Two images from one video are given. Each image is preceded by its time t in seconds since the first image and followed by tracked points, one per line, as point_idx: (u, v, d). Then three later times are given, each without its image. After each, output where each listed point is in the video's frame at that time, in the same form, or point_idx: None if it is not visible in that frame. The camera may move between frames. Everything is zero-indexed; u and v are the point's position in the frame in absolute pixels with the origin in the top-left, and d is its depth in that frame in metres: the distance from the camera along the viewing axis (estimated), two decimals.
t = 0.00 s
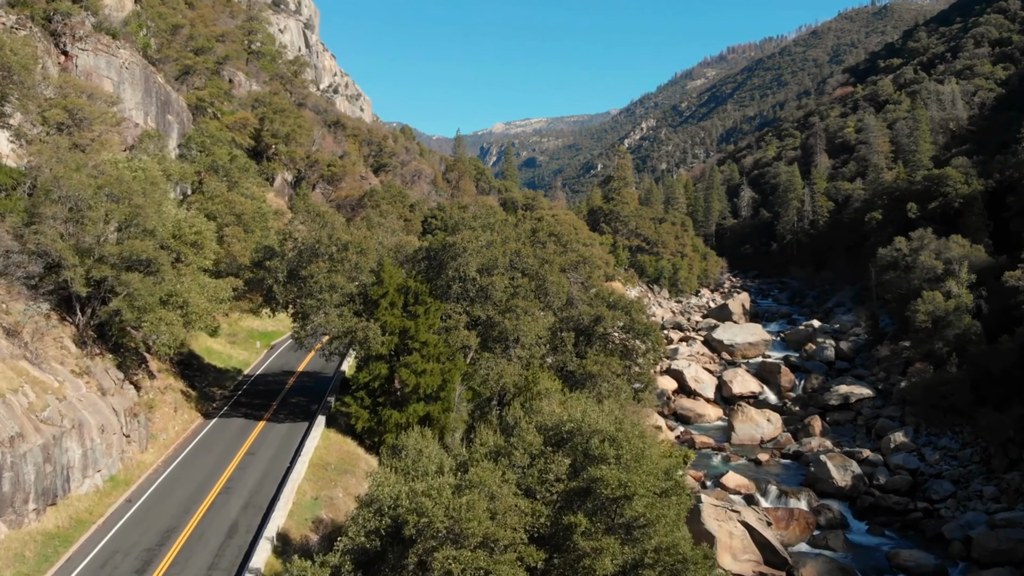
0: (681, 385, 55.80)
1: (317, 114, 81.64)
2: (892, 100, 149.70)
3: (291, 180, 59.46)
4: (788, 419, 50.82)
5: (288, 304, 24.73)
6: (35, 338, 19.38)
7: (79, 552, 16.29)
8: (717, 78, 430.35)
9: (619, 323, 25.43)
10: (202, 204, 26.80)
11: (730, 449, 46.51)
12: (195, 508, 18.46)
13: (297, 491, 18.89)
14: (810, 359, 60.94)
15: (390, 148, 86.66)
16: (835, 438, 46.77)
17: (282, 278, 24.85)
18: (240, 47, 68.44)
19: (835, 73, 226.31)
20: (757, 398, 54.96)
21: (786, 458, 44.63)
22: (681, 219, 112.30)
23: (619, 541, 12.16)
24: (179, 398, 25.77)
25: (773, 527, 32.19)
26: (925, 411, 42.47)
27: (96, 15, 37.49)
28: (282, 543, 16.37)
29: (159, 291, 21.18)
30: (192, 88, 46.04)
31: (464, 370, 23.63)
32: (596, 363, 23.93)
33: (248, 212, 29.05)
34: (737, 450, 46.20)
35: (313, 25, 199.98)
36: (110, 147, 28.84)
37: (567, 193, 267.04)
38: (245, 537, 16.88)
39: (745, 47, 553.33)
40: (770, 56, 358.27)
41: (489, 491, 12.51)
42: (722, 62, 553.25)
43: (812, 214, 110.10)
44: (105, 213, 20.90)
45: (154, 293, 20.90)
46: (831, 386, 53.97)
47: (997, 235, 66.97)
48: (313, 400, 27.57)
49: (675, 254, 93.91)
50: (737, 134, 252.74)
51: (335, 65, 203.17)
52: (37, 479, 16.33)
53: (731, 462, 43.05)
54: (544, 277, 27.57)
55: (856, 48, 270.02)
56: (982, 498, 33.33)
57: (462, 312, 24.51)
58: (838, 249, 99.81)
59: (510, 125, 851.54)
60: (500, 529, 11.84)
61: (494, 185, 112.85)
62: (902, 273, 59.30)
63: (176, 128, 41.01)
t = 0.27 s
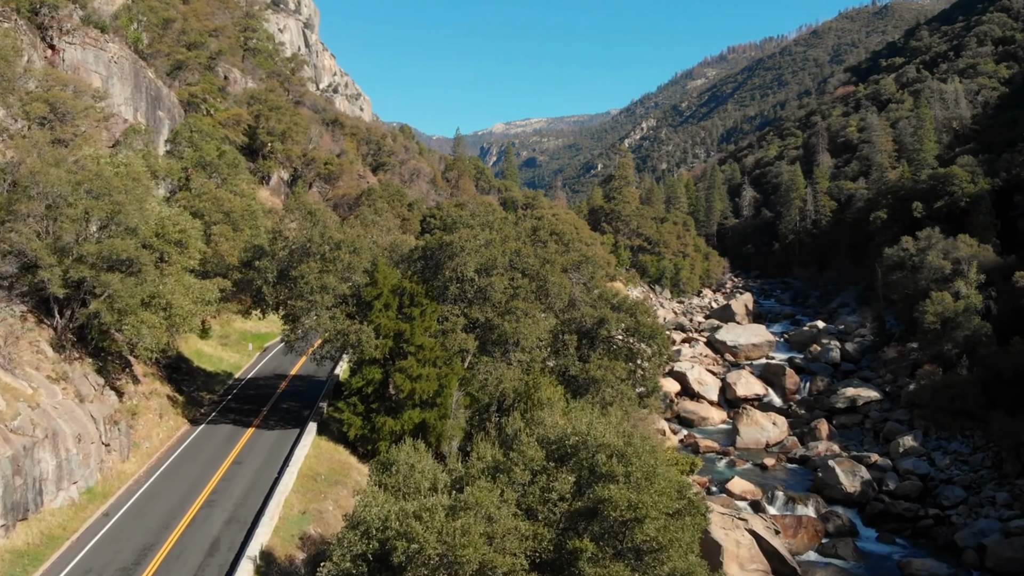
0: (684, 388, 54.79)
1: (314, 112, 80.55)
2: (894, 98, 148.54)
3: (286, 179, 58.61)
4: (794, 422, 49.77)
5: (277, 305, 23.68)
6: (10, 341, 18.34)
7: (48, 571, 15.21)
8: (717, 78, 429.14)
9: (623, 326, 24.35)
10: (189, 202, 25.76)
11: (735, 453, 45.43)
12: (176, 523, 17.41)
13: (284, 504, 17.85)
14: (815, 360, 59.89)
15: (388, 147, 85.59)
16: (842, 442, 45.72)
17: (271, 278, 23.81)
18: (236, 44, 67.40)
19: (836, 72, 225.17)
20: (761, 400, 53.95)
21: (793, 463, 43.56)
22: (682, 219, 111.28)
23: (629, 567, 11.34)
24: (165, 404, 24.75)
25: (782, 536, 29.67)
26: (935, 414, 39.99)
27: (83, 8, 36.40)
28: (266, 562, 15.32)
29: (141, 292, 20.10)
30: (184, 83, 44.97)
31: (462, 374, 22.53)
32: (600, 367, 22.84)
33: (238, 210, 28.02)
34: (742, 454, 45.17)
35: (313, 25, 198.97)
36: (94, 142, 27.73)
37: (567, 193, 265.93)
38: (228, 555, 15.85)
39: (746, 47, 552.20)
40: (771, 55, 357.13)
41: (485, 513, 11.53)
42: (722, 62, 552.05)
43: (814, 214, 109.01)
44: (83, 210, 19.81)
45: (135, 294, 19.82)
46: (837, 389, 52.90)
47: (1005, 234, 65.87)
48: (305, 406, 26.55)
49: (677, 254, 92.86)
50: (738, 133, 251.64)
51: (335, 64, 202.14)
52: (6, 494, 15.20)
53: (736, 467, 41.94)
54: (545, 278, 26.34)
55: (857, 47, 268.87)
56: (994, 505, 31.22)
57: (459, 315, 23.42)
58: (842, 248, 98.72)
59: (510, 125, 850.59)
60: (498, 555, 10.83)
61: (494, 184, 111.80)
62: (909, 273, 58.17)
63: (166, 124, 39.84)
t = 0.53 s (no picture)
0: (686, 389, 53.91)
1: (312, 110, 79.49)
2: (896, 97, 147.54)
3: (283, 177, 58.01)
4: (798, 425, 48.87)
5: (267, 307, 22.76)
6: None
7: None
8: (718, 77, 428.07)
9: (627, 328, 23.36)
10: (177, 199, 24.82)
11: (739, 456, 44.55)
12: (157, 537, 16.52)
13: (270, 517, 16.97)
14: (819, 361, 58.97)
15: (387, 146, 84.62)
16: (848, 445, 44.81)
17: (262, 279, 22.90)
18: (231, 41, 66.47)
19: (837, 70, 224.01)
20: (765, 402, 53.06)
21: (798, 466, 42.67)
22: (684, 218, 110.38)
23: None
24: (152, 409, 23.89)
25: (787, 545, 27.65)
26: (942, 415, 38.31)
27: (72, 1, 35.44)
28: None
29: (124, 293, 19.18)
30: (177, 79, 44.01)
31: (459, 379, 21.63)
32: (602, 371, 21.94)
33: (228, 208, 27.11)
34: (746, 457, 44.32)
35: (313, 24, 197.95)
36: (79, 139, 26.80)
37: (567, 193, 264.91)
38: (210, 572, 14.97)
39: (746, 46, 551.05)
40: (771, 55, 356.04)
41: (481, 537, 10.88)
42: (722, 62, 550.94)
43: (816, 213, 108.09)
44: (61, 207, 18.85)
45: (117, 295, 18.90)
46: (842, 391, 52.00)
47: (1012, 234, 64.91)
48: (297, 410, 25.70)
49: (678, 254, 91.90)
50: (739, 133, 250.58)
51: (335, 63, 201.14)
52: None
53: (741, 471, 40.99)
54: (546, 278, 24.98)
55: (858, 47, 267.84)
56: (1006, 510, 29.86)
57: (456, 317, 22.38)
58: (845, 248, 97.78)
59: (510, 125, 849.62)
60: None
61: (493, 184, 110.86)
62: (915, 273, 57.17)
63: (158, 121, 38.89)
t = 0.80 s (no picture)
0: (689, 392, 53.01)
1: (309, 108, 78.57)
2: (898, 96, 146.54)
3: (280, 176, 57.40)
4: (803, 428, 47.97)
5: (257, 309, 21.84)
6: None
7: None
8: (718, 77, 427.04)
9: (632, 331, 22.44)
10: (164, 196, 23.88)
11: (744, 460, 43.66)
12: (136, 552, 15.64)
13: (256, 531, 16.07)
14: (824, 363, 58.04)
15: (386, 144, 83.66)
16: (855, 449, 43.88)
17: (251, 279, 21.97)
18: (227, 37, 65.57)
19: (838, 70, 223.10)
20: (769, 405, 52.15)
21: (804, 471, 41.76)
22: (685, 218, 109.46)
23: None
24: (138, 414, 23.01)
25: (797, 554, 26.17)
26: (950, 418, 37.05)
27: None
28: None
29: (105, 293, 18.23)
30: (170, 75, 43.16)
31: (457, 384, 20.74)
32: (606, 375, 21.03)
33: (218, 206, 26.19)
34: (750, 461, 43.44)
35: (312, 24, 196.97)
36: (64, 134, 25.90)
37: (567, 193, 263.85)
38: None
39: (746, 46, 549.97)
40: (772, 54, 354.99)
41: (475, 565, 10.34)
42: (722, 62, 549.89)
43: (819, 212, 107.13)
44: (39, 204, 17.90)
45: (98, 296, 17.94)
46: (848, 393, 51.07)
47: (1019, 233, 63.95)
48: (289, 416, 24.83)
49: (680, 254, 90.98)
50: (739, 133, 249.64)
51: (334, 63, 200.13)
52: None
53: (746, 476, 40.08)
54: (547, 278, 23.95)
55: (859, 46, 266.69)
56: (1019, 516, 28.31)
57: (454, 318, 21.43)
58: (847, 248, 96.86)
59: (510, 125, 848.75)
60: None
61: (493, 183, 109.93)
62: (922, 273, 56.25)
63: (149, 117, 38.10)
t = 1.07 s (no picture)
0: (693, 394, 51.98)
1: (307, 106, 77.52)
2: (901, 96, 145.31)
3: (276, 174, 56.57)
4: (810, 431, 46.90)
5: (243, 311, 20.80)
6: None
7: None
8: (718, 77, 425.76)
9: (637, 334, 21.35)
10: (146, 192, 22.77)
11: (750, 465, 42.56)
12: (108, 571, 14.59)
13: (238, 549, 15.02)
14: (830, 364, 56.95)
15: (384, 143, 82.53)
16: (863, 453, 42.78)
17: (238, 280, 20.92)
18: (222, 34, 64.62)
19: (839, 69, 222.02)
20: (774, 407, 51.15)
21: (811, 476, 40.70)
22: (687, 217, 108.36)
23: None
24: (120, 421, 21.99)
25: (804, 562, 24.76)
26: (962, 423, 35.78)
27: None
28: None
29: (79, 295, 17.11)
30: (161, 71, 42.18)
31: (454, 390, 19.70)
32: (611, 381, 19.96)
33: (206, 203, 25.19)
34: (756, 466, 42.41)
35: (312, 24, 195.74)
36: (45, 128, 24.84)
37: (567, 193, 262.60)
38: None
39: (746, 46, 548.65)
40: (772, 54, 353.61)
41: None
42: (723, 62, 548.76)
43: (821, 212, 106.05)
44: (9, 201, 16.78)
45: (73, 298, 16.84)
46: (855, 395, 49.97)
47: None
48: (279, 422, 23.80)
49: (682, 254, 89.91)
50: (740, 132, 248.48)
51: (334, 63, 198.98)
52: None
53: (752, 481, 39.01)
54: (548, 279, 22.85)
55: (860, 46, 265.39)
56: None
57: (450, 321, 20.36)
58: (851, 248, 95.81)
59: (510, 125, 847.66)
60: None
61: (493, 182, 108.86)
62: (929, 273, 55.15)
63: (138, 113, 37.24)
